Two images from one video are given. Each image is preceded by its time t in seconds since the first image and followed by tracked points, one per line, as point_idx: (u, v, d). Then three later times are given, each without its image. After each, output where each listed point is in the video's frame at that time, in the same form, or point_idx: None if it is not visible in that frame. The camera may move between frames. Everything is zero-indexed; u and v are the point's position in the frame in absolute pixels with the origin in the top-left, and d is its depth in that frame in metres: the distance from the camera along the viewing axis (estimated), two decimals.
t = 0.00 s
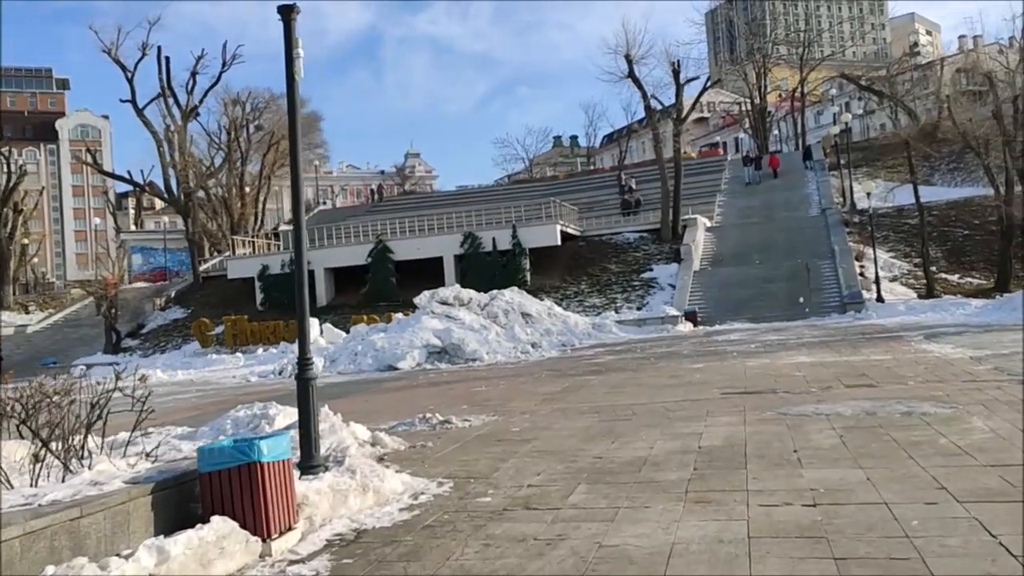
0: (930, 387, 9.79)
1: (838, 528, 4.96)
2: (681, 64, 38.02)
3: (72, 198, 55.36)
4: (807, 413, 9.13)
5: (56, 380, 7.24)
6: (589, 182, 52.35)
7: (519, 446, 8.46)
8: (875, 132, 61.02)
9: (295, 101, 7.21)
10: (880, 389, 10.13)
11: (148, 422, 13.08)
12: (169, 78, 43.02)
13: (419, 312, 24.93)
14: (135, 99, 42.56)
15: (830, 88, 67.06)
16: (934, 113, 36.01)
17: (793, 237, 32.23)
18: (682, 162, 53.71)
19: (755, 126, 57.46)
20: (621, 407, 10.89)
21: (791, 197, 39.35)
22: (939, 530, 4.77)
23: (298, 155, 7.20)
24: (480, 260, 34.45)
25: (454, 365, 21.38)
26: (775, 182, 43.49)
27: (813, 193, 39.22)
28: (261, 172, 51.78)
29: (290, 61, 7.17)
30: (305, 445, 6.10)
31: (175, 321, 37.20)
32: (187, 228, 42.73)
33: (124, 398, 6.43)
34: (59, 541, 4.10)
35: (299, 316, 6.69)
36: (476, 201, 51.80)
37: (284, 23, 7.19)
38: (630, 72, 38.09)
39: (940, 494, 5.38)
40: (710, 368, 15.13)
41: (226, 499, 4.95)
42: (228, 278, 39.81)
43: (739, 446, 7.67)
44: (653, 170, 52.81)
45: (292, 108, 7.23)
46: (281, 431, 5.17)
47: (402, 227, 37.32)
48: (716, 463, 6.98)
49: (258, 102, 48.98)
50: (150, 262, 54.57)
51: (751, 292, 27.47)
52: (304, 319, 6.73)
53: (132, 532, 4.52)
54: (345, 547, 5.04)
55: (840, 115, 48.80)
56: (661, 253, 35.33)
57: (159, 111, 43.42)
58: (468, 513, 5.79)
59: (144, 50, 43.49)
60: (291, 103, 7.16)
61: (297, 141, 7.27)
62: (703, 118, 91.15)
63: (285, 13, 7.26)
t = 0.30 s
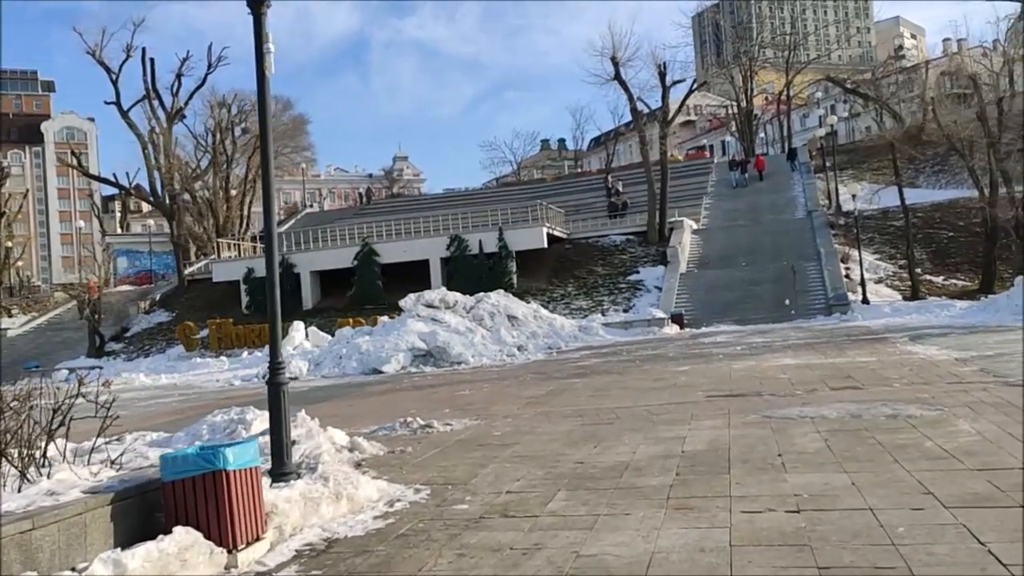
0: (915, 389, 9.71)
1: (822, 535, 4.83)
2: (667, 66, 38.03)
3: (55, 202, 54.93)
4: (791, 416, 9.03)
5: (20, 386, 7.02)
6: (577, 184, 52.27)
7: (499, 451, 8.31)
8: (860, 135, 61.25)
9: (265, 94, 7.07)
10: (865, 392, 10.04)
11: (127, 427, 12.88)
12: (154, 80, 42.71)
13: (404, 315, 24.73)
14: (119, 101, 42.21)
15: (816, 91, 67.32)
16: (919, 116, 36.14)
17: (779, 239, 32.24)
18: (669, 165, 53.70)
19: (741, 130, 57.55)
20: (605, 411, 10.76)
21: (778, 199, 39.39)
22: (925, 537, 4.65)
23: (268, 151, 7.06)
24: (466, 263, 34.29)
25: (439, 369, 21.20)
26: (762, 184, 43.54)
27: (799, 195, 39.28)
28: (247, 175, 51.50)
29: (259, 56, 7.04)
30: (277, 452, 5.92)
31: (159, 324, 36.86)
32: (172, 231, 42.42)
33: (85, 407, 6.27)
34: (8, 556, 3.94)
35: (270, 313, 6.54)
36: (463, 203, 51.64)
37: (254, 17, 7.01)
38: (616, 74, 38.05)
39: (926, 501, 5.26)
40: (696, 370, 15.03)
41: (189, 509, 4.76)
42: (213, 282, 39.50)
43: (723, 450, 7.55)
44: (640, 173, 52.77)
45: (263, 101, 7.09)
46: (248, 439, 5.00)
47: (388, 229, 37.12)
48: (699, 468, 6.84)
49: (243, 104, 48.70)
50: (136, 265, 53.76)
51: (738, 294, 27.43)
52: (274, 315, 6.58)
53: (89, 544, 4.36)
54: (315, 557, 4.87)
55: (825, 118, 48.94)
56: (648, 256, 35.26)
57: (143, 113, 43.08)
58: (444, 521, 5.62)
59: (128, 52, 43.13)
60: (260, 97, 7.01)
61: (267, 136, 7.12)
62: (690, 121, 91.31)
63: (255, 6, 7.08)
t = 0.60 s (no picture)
0: (900, 391, 9.54)
1: (808, 545, 4.63)
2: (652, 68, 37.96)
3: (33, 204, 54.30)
4: (776, 419, 8.85)
5: None
6: (562, 187, 52.11)
7: (478, 457, 8.09)
8: (843, 138, 61.46)
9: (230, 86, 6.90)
10: (850, 393, 9.87)
11: (97, 434, 12.58)
12: (133, 81, 42.25)
13: (386, 318, 24.44)
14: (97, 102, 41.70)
15: (800, 94, 67.47)
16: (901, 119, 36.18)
17: (764, 241, 32.18)
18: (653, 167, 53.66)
19: (726, 132, 57.57)
20: (587, 415, 10.54)
21: (762, 202, 39.34)
22: (913, 546, 4.46)
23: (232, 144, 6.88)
24: (450, 266, 34.04)
25: (421, 373, 20.95)
26: (746, 187, 43.53)
27: (783, 198, 39.27)
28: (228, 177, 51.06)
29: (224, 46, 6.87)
30: (243, 460, 5.69)
31: (137, 329, 36.39)
32: (152, 235, 41.92)
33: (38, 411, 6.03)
34: None
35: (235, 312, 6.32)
36: (447, 206, 51.36)
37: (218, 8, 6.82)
38: (600, 76, 37.92)
39: (914, 507, 5.08)
40: (679, 373, 14.84)
41: (144, 522, 4.53)
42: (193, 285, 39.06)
43: (706, 454, 7.36)
44: (625, 175, 52.66)
45: (228, 93, 6.91)
46: (209, 446, 4.79)
47: (371, 232, 36.82)
48: (682, 473, 6.64)
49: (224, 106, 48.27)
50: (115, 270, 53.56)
51: (722, 296, 27.32)
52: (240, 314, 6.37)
53: (35, 560, 4.11)
54: (278, 572, 4.62)
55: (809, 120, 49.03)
56: (633, 258, 35.13)
57: (123, 115, 42.59)
58: (415, 532, 5.40)
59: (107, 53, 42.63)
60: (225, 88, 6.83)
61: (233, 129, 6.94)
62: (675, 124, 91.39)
63: None
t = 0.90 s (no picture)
0: (893, 397, 9.35)
1: (801, 562, 4.41)
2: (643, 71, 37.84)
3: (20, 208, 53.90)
4: (768, 427, 8.62)
5: None
6: (553, 191, 51.93)
7: (463, 467, 7.84)
8: (834, 142, 61.48)
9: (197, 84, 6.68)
10: (843, 400, 9.67)
11: (71, 444, 12.29)
12: (120, 84, 41.96)
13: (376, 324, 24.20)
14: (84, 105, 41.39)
15: (791, 98, 67.47)
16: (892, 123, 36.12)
17: (755, 245, 32.03)
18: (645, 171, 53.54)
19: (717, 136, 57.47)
20: (575, 423, 10.31)
21: (754, 206, 39.21)
22: (911, 563, 4.24)
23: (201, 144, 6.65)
24: (442, 269, 33.81)
25: (410, 378, 20.68)
26: (737, 191, 43.43)
27: (775, 202, 39.16)
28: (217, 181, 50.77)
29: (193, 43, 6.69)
30: (212, 475, 5.46)
31: (122, 335, 36.03)
32: (140, 239, 41.55)
33: None
34: None
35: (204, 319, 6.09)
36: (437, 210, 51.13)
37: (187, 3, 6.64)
38: (591, 79, 37.78)
39: (911, 521, 4.86)
40: (670, 379, 14.62)
41: (102, 543, 4.40)
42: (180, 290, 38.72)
43: (696, 464, 7.13)
44: (616, 179, 52.51)
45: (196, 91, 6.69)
46: (171, 464, 4.65)
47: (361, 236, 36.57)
48: (671, 485, 6.41)
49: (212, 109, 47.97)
50: (99, 273, 53.61)
51: (714, 300, 27.13)
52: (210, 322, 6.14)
53: None
54: None
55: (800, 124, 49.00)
56: (625, 262, 34.96)
57: (110, 118, 42.23)
58: (394, 550, 5.15)
59: (95, 56, 42.30)
60: (193, 86, 6.61)
61: (203, 128, 6.73)
62: (667, 129, 91.36)
63: None
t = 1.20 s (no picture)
0: (895, 401, 9.13)
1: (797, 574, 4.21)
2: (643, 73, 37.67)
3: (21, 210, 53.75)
4: (767, 432, 8.41)
5: None
6: (553, 193, 51.73)
7: (452, 472, 7.65)
8: (835, 144, 61.28)
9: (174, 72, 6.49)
10: (843, 404, 9.46)
11: (58, 448, 12.09)
12: (119, 85, 41.85)
13: (372, 326, 23.99)
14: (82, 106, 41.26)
15: (791, 101, 67.29)
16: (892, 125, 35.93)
17: (755, 248, 31.83)
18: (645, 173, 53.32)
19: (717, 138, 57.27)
20: (569, 426, 10.10)
21: (755, 208, 39.01)
22: None
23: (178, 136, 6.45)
24: (440, 272, 33.61)
25: (406, 381, 20.47)
26: (737, 193, 43.25)
27: (775, 204, 38.96)
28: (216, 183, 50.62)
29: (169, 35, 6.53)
30: (186, 482, 5.26)
31: (119, 337, 35.85)
32: (137, 241, 41.36)
33: None
34: None
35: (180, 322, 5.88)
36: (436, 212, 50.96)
37: None
38: (591, 81, 37.61)
39: (913, 532, 4.66)
40: (667, 382, 14.41)
41: (63, 554, 4.18)
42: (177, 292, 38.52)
43: (691, 471, 6.92)
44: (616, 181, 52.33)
45: (172, 82, 6.50)
46: (140, 471, 4.47)
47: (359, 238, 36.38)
48: (664, 492, 6.20)
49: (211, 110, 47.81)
50: (99, 276, 53.21)
51: (713, 303, 26.91)
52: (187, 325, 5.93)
53: None
54: None
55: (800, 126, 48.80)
56: (624, 264, 34.75)
57: (109, 120, 42.09)
58: (374, 560, 4.94)
59: (94, 57, 42.17)
60: (169, 76, 6.42)
61: (179, 123, 6.56)
62: (667, 131, 91.20)
63: None
